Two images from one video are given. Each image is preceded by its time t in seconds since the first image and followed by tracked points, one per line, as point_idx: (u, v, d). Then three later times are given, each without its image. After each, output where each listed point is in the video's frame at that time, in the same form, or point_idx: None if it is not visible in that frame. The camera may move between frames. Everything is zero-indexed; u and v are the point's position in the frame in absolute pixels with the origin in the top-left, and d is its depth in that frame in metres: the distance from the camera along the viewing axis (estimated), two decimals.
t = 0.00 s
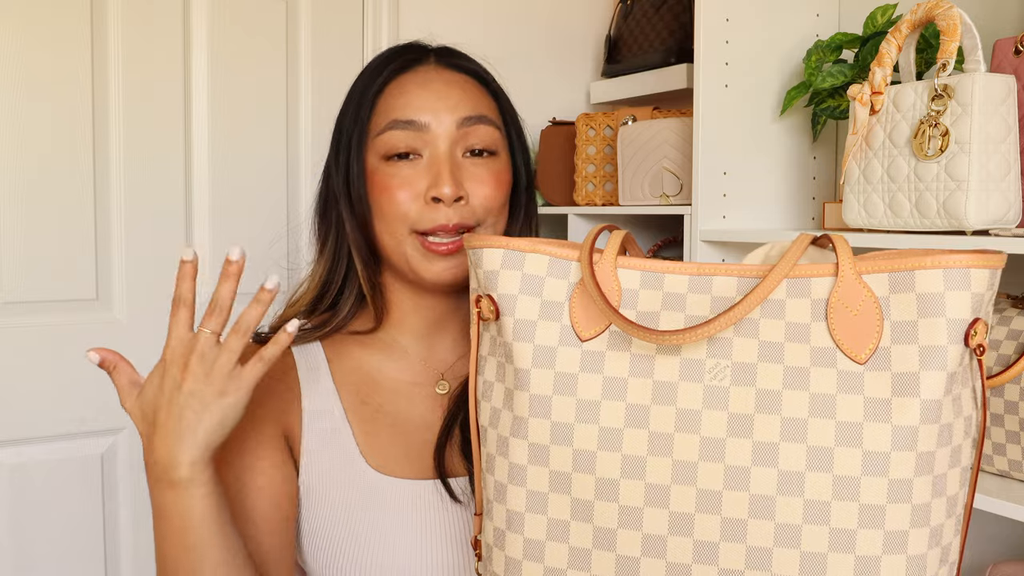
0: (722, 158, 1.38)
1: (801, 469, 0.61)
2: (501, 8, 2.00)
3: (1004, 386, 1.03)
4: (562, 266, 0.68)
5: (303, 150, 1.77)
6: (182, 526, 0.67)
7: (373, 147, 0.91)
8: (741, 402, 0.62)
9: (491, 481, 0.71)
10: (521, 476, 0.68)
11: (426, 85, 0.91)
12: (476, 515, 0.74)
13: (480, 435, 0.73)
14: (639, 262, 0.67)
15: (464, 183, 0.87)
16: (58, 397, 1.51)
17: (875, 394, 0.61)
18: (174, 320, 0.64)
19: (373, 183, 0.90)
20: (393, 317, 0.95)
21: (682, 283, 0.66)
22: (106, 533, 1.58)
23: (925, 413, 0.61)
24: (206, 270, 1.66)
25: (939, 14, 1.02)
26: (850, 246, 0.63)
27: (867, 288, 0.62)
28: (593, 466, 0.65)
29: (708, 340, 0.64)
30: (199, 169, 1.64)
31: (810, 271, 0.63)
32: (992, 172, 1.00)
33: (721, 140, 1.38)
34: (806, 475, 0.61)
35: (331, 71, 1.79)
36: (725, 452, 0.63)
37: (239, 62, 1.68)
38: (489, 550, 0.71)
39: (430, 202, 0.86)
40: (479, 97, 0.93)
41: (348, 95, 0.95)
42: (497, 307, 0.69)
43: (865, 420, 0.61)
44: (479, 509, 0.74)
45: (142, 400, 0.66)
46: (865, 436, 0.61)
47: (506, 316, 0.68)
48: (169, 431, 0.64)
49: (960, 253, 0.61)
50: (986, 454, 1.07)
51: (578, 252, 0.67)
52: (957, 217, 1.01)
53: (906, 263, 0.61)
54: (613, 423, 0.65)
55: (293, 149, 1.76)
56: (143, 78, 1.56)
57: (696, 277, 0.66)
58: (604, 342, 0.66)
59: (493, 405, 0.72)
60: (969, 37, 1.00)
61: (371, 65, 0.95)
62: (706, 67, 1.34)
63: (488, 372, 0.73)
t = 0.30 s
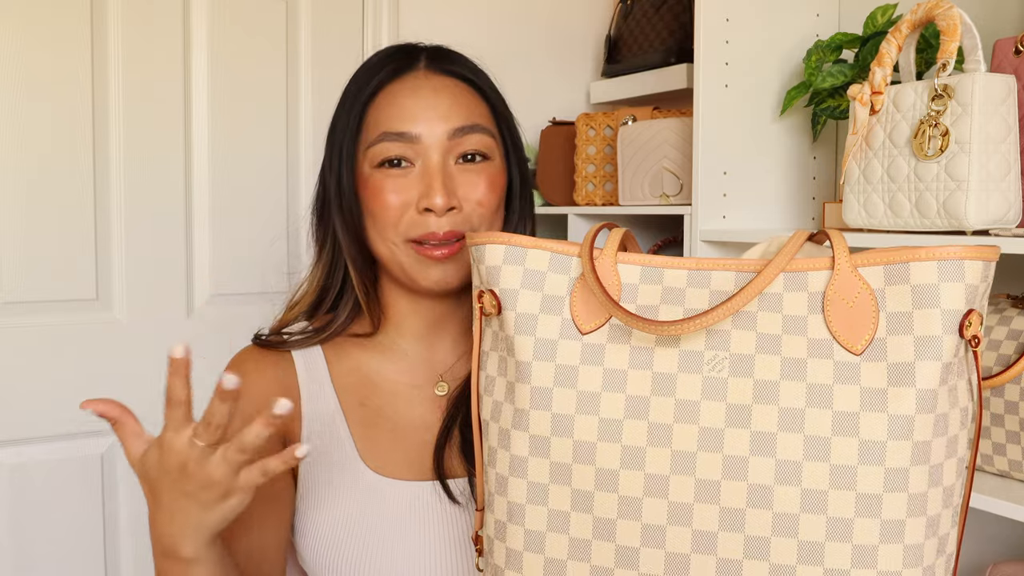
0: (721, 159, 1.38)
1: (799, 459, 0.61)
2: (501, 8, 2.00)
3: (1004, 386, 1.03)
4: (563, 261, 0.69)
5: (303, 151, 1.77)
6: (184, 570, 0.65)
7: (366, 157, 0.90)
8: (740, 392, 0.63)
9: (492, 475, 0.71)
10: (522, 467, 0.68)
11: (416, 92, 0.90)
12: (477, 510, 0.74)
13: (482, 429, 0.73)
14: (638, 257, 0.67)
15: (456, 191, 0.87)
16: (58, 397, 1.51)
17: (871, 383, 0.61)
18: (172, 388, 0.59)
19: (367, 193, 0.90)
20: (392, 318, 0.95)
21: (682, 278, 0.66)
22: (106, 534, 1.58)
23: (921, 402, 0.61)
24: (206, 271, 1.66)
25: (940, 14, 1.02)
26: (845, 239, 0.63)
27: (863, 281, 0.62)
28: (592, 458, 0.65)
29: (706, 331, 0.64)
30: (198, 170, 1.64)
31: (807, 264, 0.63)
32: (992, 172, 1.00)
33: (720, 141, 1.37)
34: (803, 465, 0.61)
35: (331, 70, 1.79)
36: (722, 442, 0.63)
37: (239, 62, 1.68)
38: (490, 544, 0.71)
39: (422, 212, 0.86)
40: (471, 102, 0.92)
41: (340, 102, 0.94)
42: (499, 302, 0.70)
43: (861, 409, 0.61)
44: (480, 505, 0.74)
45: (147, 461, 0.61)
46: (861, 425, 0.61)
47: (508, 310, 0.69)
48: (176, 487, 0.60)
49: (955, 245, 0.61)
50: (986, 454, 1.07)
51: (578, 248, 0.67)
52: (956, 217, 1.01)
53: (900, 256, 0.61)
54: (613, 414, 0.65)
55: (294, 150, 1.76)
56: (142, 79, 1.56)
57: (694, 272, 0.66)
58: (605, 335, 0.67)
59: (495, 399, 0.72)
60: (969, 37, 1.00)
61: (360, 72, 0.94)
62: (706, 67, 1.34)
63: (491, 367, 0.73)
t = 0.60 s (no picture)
0: (721, 159, 1.38)
1: (797, 453, 0.62)
2: (501, 8, 2.00)
3: (1004, 386, 1.03)
4: (556, 264, 0.68)
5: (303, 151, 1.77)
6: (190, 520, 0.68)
7: (343, 161, 0.90)
8: (737, 390, 0.63)
9: (491, 480, 0.70)
10: (522, 472, 0.68)
11: (388, 93, 0.89)
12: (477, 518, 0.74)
13: (480, 435, 0.72)
14: (629, 258, 0.67)
15: (432, 191, 0.86)
16: (58, 397, 1.51)
17: (866, 375, 0.61)
18: (218, 313, 0.67)
19: (346, 197, 0.90)
20: (383, 323, 0.95)
21: (673, 277, 0.66)
22: (105, 533, 1.58)
23: (916, 392, 0.60)
24: (206, 271, 1.66)
25: (940, 14, 1.02)
26: (835, 233, 0.64)
27: (854, 275, 0.62)
28: (591, 460, 0.66)
29: (701, 330, 0.64)
30: (198, 170, 1.64)
31: (796, 261, 0.64)
32: (992, 172, 1.00)
33: (720, 141, 1.37)
34: (802, 458, 0.62)
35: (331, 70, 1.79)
36: (721, 440, 0.63)
37: (239, 62, 1.68)
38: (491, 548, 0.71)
39: (397, 214, 0.85)
40: (445, 100, 0.91)
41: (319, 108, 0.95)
42: (494, 307, 0.69)
43: (856, 402, 0.61)
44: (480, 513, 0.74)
45: (162, 406, 0.66)
46: (857, 416, 0.61)
47: (503, 315, 0.68)
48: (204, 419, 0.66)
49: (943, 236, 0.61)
50: (986, 454, 1.06)
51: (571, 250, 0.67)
52: (956, 217, 1.01)
53: (888, 249, 0.61)
54: (612, 416, 0.65)
55: (294, 150, 1.76)
56: (142, 78, 1.56)
57: (687, 271, 0.66)
58: (601, 336, 0.66)
59: (492, 405, 0.71)
60: (969, 37, 1.01)
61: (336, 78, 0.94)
62: (706, 67, 1.34)
63: (486, 373, 0.72)
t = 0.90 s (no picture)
0: (722, 159, 1.38)
1: (773, 450, 0.62)
2: (501, 9, 2.00)
3: (1004, 386, 1.03)
4: (530, 271, 0.68)
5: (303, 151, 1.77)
6: None
7: (321, 169, 0.89)
8: (712, 389, 0.63)
9: (474, 488, 0.71)
10: (503, 479, 0.68)
11: (362, 98, 0.87)
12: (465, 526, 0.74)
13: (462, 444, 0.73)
14: (603, 260, 0.67)
15: (411, 197, 0.85)
16: (58, 397, 1.51)
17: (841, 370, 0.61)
18: (95, 385, 0.60)
19: (325, 205, 0.89)
20: (369, 328, 0.94)
21: (648, 278, 0.66)
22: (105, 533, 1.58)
23: (891, 384, 0.61)
24: (206, 271, 1.66)
25: (940, 14, 1.02)
26: (806, 228, 0.64)
27: (826, 270, 0.62)
28: (570, 464, 0.65)
29: (675, 330, 0.64)
30: (198, 170, 1.64)
31: (770, 257, 0.64)
32: (992, 172, 1.00)
33: (719, 141, 1.37)
34: (779, 455, 0.62)
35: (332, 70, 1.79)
36: (698, 440, 0.63)
37: (239, 62, 1.68)
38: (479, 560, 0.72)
39: (376, 222, 0.84)
40: (420, 103, 0.89)
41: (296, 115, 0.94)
42: (469, 316, 0.69)
43: (831, 396, 0.61)
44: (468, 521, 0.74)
45: (92, 483, 0.60)
46: (833, 411, 0.61)
47: (478, 323, 0.68)
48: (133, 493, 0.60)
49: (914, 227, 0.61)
50: (986, 454, 1.06)
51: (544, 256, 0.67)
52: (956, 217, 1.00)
53: (860, 241, 0.62)
54: (588, 420, 0.65)
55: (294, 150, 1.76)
56: (141, 78, 1.56)
57: (661, 272, 0.66)
58: (576, 340, 0.66)
59: (472, 413, 0.71)
60: (969, 37, 1.01)
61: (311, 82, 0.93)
62: (706, 68, 1.34)
63: (466, 382, 0.72)
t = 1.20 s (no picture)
0: (722, 159, 1.38)
1: (733, 462, 0.61)
2: (501, 9, 2.00)
3: (1004, 386, 1.03)
4: (485, 288, 0.68)
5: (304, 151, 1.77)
6: None
7: (314, 173, 0.87)
8: (670, 402, 0.63)
9: (436, 509, 0.70)
10: (463, 499, 0.68)
11: (358, 101, 0.85)
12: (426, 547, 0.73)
13: (425, 461, 0.72)
14: (559, 274, 0.67)
15: (408, 202, 0.84)
16: (56, 398, 1.51)
17: (797, 379, 0.61)
18: (104, 450, 0.58)
19: (317, 209, 0.87)
20: (356, 331, 0.91)
21: (605, 292, 0.66)
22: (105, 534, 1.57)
23: (847, 393, 0.61)
24: (207, 271, 1.66)
25: (940, 14, 1.02)
26: (760, 237, 0.64)
27: (780, 278, 0.62)
28: (530, 481, 0.65)
29: (631, 342, 0.64)
30: (198, 170, 1.64)
31: (725, 266, 0.64)
32: (992, 172, 1.00)
33: (720, 141, 1.37)
34: (737, 467, 0.61)
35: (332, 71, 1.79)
36: (657, 455, 0.63)
37: (240, 61, 1.68)
38: None
39: (374, 227, 0.83)
40: (416, 106, 0.88)
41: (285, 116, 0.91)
42: (427, 335, 0.69)
43: (789, 406, 0.61)
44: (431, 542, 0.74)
45: (97, 523, 0.60)
46: (792, 422, 0.61)
47: (436, 342, 0.68)
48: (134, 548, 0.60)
49: (868, 231, 0.61)
50: (986, 454, 1.06)
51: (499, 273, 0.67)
52: (956, 217, 1.01)
53: (810, 249, 0.62)
54: (546, 434, 0.65)
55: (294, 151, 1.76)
56: (140, 78, 1.56)
57: (617, 285, 0.66)
58: (533, 356, 0.67)
59: (433, 432, 0.71)
60: (969, 37, 1.01)
61: (302, 84, 0.90)
62: (706, 68, 1.34)
63: (427, 402, 0.72)
